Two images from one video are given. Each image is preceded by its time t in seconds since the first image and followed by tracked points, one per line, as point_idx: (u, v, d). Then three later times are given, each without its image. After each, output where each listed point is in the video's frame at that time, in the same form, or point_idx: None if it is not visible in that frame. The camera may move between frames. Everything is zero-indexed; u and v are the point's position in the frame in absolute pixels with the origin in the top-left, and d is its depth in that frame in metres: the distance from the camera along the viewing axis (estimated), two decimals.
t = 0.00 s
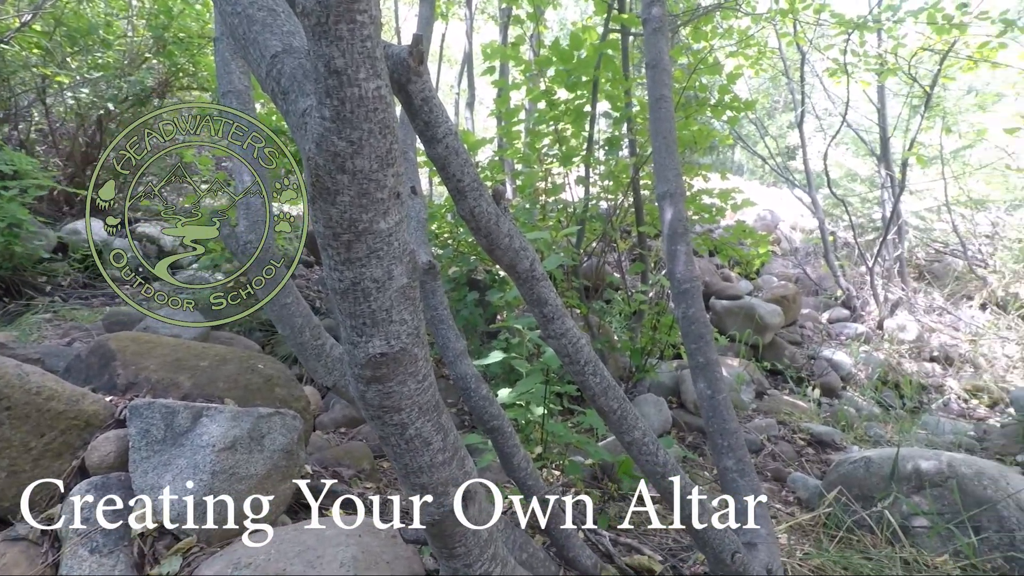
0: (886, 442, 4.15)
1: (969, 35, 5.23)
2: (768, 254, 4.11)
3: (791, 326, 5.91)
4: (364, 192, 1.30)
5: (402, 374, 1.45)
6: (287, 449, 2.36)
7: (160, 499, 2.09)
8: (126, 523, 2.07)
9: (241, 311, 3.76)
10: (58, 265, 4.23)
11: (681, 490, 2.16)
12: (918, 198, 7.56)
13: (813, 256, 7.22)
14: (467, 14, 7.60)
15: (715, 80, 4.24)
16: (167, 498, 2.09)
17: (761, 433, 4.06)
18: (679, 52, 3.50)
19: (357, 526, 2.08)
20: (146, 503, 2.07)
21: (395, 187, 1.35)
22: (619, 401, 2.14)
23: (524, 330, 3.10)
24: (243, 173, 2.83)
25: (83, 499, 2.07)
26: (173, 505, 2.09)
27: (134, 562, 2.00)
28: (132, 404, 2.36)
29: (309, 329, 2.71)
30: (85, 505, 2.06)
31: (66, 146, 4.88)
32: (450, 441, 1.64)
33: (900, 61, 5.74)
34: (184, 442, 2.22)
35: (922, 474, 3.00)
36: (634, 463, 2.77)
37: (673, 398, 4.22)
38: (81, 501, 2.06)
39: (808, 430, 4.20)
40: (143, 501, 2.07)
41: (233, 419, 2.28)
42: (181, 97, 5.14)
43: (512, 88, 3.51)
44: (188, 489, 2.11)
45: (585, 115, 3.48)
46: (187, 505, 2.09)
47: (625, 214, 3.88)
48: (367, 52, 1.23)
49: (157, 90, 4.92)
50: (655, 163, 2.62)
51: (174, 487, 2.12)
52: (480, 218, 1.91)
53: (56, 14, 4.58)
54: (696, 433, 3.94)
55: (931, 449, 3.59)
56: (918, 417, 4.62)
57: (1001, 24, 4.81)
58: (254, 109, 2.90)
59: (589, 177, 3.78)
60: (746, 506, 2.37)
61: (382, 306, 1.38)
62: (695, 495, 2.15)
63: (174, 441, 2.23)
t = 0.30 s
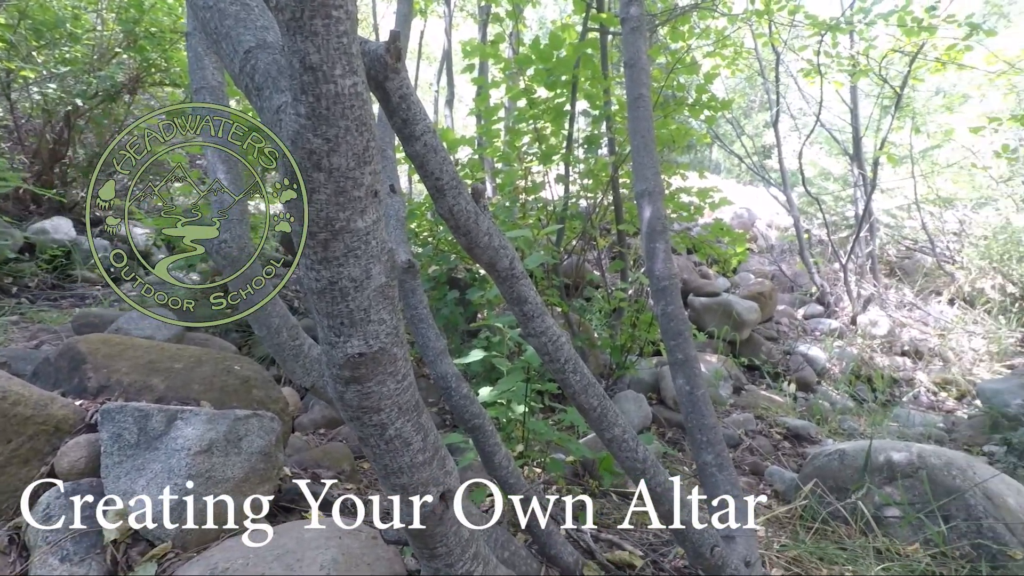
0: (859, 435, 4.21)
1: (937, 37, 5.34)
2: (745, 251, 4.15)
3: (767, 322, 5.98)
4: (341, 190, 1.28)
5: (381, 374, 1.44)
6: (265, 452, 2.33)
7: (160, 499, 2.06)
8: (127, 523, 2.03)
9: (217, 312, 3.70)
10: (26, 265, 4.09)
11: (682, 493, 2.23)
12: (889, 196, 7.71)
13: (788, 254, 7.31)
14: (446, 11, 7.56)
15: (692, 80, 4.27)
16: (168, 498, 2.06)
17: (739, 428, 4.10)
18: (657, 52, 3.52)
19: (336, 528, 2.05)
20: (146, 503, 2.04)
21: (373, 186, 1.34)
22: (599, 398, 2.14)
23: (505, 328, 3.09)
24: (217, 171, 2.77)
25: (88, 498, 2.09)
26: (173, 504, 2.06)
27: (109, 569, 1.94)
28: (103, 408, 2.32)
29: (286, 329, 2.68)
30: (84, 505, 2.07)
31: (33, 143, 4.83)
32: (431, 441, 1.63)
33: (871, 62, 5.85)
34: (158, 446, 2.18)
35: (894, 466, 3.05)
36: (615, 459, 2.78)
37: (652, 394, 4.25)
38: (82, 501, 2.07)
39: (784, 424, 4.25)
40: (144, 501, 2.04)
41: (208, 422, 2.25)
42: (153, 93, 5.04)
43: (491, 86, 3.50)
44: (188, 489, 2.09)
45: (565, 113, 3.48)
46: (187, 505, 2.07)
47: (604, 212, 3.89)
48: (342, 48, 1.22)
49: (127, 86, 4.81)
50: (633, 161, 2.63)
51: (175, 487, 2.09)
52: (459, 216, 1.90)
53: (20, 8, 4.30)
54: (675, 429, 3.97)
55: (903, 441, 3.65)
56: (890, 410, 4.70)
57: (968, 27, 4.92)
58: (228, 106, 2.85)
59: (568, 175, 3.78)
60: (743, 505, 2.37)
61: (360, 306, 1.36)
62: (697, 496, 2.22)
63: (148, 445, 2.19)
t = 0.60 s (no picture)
0: (832, 429, 4.28)
1: (904, 41, 5.45)
2: (721, 249, 4.19)
3: (742, 319, 6.04)
4: (316, 188, 1.27)
5: (358, 374, 1.42)
6: (239, 455, 2.30)
7: (160, 499, 2.05)
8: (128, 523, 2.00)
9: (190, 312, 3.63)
10: None
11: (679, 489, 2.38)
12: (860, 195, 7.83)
13: (763, 252, 7.38)
14: (423, 8, 7.50)
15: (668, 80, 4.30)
16: (168, 498, 2.05)
17: (715, 424, 4.14)
18: (635, 52, 3.53)
19: (315, 530, 2.03)
20: (147, 503, 2.01)
21: (349, 184, 1.32)
22: (578, 396, 2.14)
23: (484, 326, 3.08)
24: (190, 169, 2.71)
25: (88, 498, 2.03)
26: (173, 504, 2.07)
27: None
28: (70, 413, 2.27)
29: (261, 330, 2.64)
30: (84, 505, 2.02)
31: None
32: (409, 442, 1.61)
33: (842, 65, 5.95)
34: (129, 450, 2.14)
35: (865, 459, 3.09)
36: (594, 456, 2.79)
37: (631, 391, 4.27)
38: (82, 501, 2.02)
39: (760, 419, 4.30)
40: (145, 501, 2.01)
41: (182, 425, 2.21)
42: (123, 89, 4.93)
43: (470, 84, 3.48)
44: (188, 488, 2.11)
45: (544, 112, 3.48)
46: (187, 504, 2.09)
47: (583, 211, 3.90)
48: (317, 44, 1.20)
49: (95, 80, 4.69)
50: (611, 160, 2.63)
51: (174, 487, 2.09)
52: (437, 215, 1.88)
53: None
54: (653, 425, 3.99)
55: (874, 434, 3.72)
56: (861, 404, 4.79)
57: (934, 31, 5.03)
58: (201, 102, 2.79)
59: (547, 174, 3.78)
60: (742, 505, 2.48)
61: (337, 305, 1.34)
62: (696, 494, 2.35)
63: (118, 449, 2.14)
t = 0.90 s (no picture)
0: (805, 422, 4.35)
1: (873, 42, 5.56)
2: (697, 247, 4.23)
3: (718, 316, 6.10)
4: (290, 187, 1.25)
5: (334, 375, 1.40)
6: (213, 458, 2.26)
7: (160, 499, 2.07)
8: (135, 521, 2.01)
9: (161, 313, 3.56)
10: None
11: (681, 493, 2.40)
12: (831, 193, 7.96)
13: (737, 249, 7.46)
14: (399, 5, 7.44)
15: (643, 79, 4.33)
16: (168, 498, 2.07)
17: (692, 419, 4.17)
18: (611, 51, 3.54)
19: (292, 533, 2.00)
20: (147, 503, 2.02)
21: (324, 182, 1.30)
22: (557, 394, 2.14)
23: (462, 325, 3.07)
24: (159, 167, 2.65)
25: (91, 497, 1.99)
26: (173, 504, 2.09)
27: None
28: (34, 418, 2.21)
29: (235, 332, 2.60)
30: (84, 505, 1.98)
31: None
32: (387, 442, 1.60)
33: (813, 65, 6.04)
34: (99, 456, 2.09)
35: (837, 451, 3.14)
36: (573, 453, 2.80)
37: (609, 388, 4.29)
38: (83, 501, 1.98)
39: (736, 414, 4.35)
40: (144, 501, 2.01)
41: (153, 429, 2.16)
42: (89, 84, 4.81)
43: (446, 81, 3.46)
44: (189, 489, 2.14)
45: (521, 110, 3.48)
46: (187, 504, 2.11)
47: (561, 209, 3.90)
48: (289, 40, 1.17)
49: (60, 75, 4.56)
50: (588, 159, 2.64)
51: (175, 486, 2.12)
52: (414, 214, 1.87)
53: None
54: (631, 422, 4.02)
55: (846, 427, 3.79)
56: (833, 398, 4.87)
57: (900, 34, 5.14)
58: (170, 98, 2.74)
59: (525, 172, 3.77)
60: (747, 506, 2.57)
61: (312, 305, 1.32)
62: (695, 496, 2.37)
63: (87, 455, 2.09)
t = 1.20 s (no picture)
0: (778, 416, 4.41)
1: (841, 45, 5.66)
2: (672, 245, 4.25)
3: (693, 313, 6.15)
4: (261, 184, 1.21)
5: (307, 376, 1.37)
6: (183, 463, 2.22)
7: (160, 499, 2.11)
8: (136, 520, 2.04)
9: (128, 315, 3.47)
10: None
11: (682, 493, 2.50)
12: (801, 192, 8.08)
13: (711, 247, 7.51)
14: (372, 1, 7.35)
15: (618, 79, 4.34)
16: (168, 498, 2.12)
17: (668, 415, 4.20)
18: (587, 50, 3.55)
19: (268, 539, 1.97)
20: (148, 503, 2.05)
21: (295, 180, 1.28)
22: (534, 393, 2.13)
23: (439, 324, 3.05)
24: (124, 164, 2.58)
25: (91, 498, 1.97)
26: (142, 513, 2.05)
27: None
28: None
29: (206, 333, 2.55)
30: (85, 506, 1.96)
31: None
32: (363, 444, 1.57)
33: (784, 67, 6.12)
34: (64, 464, 2.03)
35: (808, 444, 3.18)
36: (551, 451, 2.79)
37: (587, 385, 4.30)
38: (83, 501, 1.96)
39: (711, 409, 4.39)
40: (146, 502, 2.04)
41: (121, 435, 2.09)
42: (50, 79, 4.66)
43: (422, 79, 3.44)
44: (188, 489, 2.20)
45: (497, 109, 3.46)
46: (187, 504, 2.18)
47: (538, 208, 3.88)
48: (259, 34, 1.15)
49: (18, 69, 4.41)
50: (565, 158, 2.63)
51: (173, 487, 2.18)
52: (389, 213, 1.84)
53: None
54: (609, 419, 4.03)
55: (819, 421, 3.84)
56: (804, 392, 4.94)
57: (867, 37, 5.24)
58: (135, 94, 2.67)
59: (501, 171, 3.75)
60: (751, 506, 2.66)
61: (284, 306, 1.29)
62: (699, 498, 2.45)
63: (51, 463, 2.03)
